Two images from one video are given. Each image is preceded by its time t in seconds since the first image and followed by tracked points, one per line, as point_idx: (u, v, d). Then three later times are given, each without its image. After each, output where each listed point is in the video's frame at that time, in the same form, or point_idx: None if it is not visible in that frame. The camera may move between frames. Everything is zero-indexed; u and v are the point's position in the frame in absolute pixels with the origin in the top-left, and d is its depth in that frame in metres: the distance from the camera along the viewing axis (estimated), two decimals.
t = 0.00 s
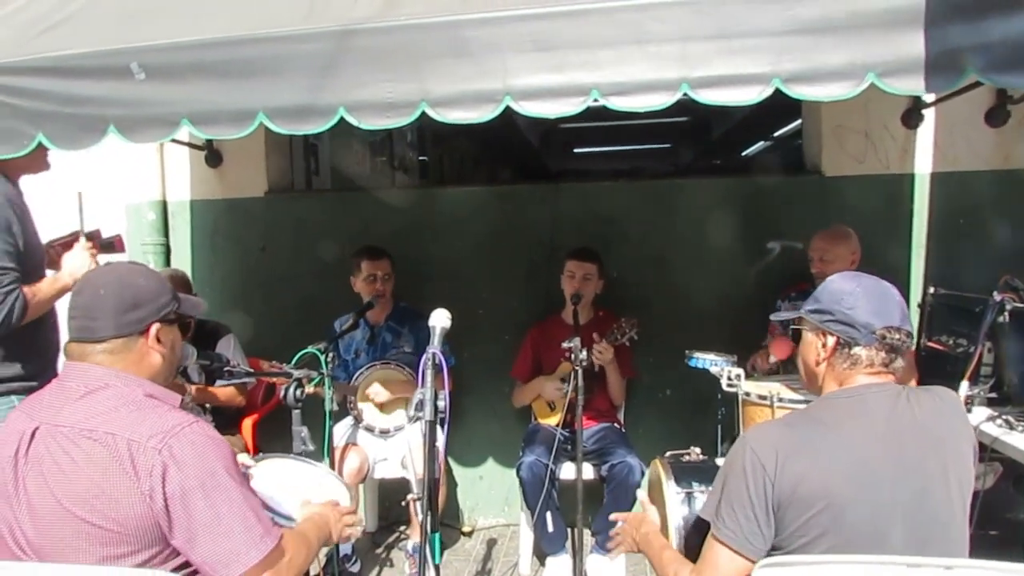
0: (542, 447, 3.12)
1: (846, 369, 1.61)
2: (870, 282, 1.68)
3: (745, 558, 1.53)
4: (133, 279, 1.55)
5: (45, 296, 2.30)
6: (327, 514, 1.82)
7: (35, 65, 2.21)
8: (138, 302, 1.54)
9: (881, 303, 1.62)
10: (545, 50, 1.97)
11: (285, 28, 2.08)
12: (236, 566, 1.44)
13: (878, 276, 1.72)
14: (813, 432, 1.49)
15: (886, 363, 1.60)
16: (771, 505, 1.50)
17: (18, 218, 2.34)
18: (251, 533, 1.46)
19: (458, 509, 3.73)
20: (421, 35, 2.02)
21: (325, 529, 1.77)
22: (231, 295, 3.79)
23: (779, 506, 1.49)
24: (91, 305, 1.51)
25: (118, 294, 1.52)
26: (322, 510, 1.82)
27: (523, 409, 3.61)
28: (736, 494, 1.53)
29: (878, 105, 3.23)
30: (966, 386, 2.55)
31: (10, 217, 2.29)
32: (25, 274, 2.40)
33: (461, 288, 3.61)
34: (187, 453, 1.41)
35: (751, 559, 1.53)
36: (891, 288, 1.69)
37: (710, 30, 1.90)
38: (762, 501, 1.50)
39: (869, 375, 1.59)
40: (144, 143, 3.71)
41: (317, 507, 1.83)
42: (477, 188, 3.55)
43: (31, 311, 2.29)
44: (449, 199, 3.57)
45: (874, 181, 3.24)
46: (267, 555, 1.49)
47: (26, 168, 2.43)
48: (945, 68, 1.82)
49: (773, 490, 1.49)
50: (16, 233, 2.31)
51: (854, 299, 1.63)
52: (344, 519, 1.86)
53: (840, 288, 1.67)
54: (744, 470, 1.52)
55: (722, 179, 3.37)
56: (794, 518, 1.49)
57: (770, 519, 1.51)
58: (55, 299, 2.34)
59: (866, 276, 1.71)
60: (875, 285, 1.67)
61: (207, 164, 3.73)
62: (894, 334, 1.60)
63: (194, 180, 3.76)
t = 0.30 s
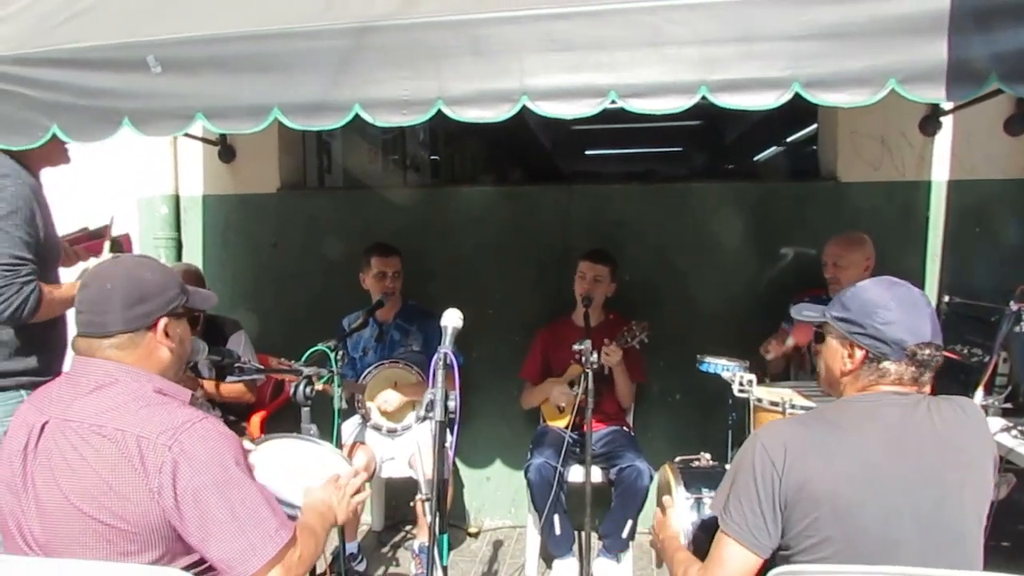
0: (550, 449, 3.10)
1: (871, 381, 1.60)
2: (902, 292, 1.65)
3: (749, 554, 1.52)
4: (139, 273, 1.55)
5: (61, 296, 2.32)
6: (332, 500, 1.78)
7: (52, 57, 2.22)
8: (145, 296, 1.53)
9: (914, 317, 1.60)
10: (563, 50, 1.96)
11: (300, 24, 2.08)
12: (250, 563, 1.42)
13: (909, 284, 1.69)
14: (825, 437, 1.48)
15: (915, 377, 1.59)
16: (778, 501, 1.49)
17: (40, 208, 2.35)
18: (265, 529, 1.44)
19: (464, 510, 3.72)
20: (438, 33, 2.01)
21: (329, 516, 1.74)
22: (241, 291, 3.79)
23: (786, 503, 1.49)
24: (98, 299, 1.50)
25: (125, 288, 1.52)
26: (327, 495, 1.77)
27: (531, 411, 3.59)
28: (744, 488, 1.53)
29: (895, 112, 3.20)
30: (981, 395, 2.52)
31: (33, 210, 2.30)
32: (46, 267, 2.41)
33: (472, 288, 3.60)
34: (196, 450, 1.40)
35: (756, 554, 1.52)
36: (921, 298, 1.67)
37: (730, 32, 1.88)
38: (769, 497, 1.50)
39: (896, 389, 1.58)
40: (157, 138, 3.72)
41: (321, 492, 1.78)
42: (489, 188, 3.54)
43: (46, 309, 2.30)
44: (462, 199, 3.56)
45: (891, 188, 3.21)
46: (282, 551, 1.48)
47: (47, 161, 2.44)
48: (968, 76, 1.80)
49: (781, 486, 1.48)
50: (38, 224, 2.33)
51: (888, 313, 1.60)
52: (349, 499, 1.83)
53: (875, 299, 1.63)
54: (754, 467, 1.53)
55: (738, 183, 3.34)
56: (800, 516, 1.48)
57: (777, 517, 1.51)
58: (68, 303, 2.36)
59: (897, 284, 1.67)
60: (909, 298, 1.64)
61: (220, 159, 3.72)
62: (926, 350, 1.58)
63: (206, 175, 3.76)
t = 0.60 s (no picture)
0: (552, 447, 3.09)
1: (880, 376, 1.59)
2: (904, 286, 1.64)
3: (764, 557, 1.50)
4: (136, 278, 1.54)
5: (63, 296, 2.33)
6: (337, 505, 1.82)
7: (46, 59, 2.21)
8: (142, 301, 1.53)
9: (918, 310, 1.60)
10: (559, 45, 1.95)
11: (294, 23, 2.07)
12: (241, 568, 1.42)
13: (909, 278, 1.69)
14: (829, 435, 1.46)
15: (922, 371, 1.58)
16: (790, 503, 1.47)
17: (35, 210, 2.34)
18: (255, 534, 1.45)
19: (468, 509, 3.71)
20: (434, 30, 2.00)
21: (331, 523, 1.77)
22: (241, 293, 3.78)
23: (799, 504, 1.47)
24: (93, 304, 1.50)
25: (121, 293, 1.51)
26: (333, 500, 1.82)
27: (533, 408, 3.58)
28: (755, 490, 1.51)
29: (895, 104, 3.19)
30: (983, 386, 2.50)
31: (29, 212, 2.29)
32: (43, 270, 2.41)
33: (472, 286, 3.59)
34: (189, 454, 1.40)
35: (772, 559, 1.50)
36: (922, 291, 1.66)
37: (727, 25, 1.87)
38: (781, 499, 1.48)
39: (904, 383, 1.57)
40: (155, 140, 3.72)
41: (328, 496, 1.82)
42: (488, 186, 3.53)
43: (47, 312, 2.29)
44: (460, 197, 3.55)
45: (890, 180, 3.20)
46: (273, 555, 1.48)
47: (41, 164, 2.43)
48: (966, 66, 1.79)
49: (793, 488, 1.46)
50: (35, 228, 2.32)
51: (892, 308, 1.59)
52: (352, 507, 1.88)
53: (878, 295, 1.62)
54: (763, 469, 1.51)
55: (739, 178, 3.33)
56: (814, 515, 1.46)
57: (790, 519, 1.49)
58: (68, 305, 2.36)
59: (898, 278, 1.67)
60: (912, 292, 1.63)
61: (217, 160, 3.72)
62: (932, 343, 1.58)
63: (204, 177, 3.76)
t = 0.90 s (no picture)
0: (546, 442, 3.09)
1: (877, 360, 1.59)
2: (900, 269, 1.64)
3: (749, 531, 1.50)
4: (126, 281, 1.53)
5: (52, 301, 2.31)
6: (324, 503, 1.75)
7: (25, 61, 2.18)
8: (133, 304, 1.51)
9: (914, 293, 1.60)
10: (543, 37, 1.94)
11: (276, 20, 2.05)
12: (239, 568, 1.41)
13: (903, 261, 1.69)
14: (826, 416, 1.46)
15: (919, 355, 1.58)
16: (778, 480, 1.48)
17: (22, 216, 2.31)
18: (253, 532, 1.43)
19: (463, 505, 3.71)
20: (417, 25, 1.99)
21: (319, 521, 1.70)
22: (230, 295, 3.76)
23: (787, 481, 1.47)
24: (84, 308, 1.48)
25: (112, 296, 1.50)
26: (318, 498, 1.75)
27: (526, 404, 3.58)
28: (744, 465, 1.51)
29: (881, 92, 3.19)
30: (973, 371, 2.50)
31: (17, 217, 2.27)
32: (32, 274, 2.38)
33: (462, 283, 3.58)
34: (182, 455, 1.38)
35: (755, 534, 1.51)
36: (916, 274, 1.67)
37: (711, 15, 1.87)
38: (769, 474, 1.48)
39: (901, 367, 1.57)
40: (140, 142, 3.69)
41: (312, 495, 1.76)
42: (476, 181, 3.52)
43: (39, 319, 2.28)
44: (449, 193, 3.54)
45: (878, 169, 3.20)
46: (271, 555, 1.47)
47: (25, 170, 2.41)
48: (951, 52, 1.79)
49: (783, 465, 1.46)
50: (22, 232, 2.29)
51: (890, 291, 1.59)
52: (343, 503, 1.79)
53: (875, 278, 1.62)
54: (754, 445, 1.51)
55: (730, 168, 3.33)
56: (801, 495, 1.47)
57: (777, 496, 1.49)
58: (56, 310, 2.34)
59: (893, 261, 1.67)
60: (908, 274, 1.64)
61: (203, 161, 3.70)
62: (929, 327, 1.59)
63: (191, 178, 3.74)
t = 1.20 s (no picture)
0: (536, 438, 3.09)
1: (854, 359, 1.59)
2: (877, 269, 1.65)
3: (744, 542, 1.50)
4: (114, 276, 1.52)
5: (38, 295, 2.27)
6: (321, 504, 1.78)
7: (12, 52, 2.16)
8: (121, 298, 1.50)
9: (890, 292, 1.60)
10: (535, 33, 1.93)
11: (266, 13, 2.04)
12: (221, 568, 1.40)
13: (882, 261, 1.69)
14: (810, 421, 1.46)
15: (897, 353, 1.58)
16: (769, 488, 1.47)
17: (9, 209, 2.29)
18: (236, 533, 1.43)
19: (453, 501, 3.71)
20: (408, 19, 1.98)
21: (316, 524, 1.73)
22: (220, 289, 3.74)
23: (779, 492, 1.47)
24: (70, 302, 1.47)
25: (99, 290, 1.48)
26: (317, 500, 1.77)
27: (517, 400, 3.58)
28: (734, 477, 1.50)
29: (873, 91, 3.20)
30: (961, 370, 2.51)
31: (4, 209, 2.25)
32: (19, 268, 2.36)
33: (453, 278, 3.57)
34: (167, 452, 1.38)
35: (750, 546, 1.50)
36: (894, 274, 1.67)
37: (703, 12, 1.87)
38: (760, 486, 1.47)
39: (879, 366, 1.57)
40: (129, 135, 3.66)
41: (310, 498, 1.78)
42: (468, 176, 3.51)
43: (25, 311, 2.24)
44: (441, 189, 3.53)
45: (868, 168, 3.21)
46: (253, 557, 1.46)
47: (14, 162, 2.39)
48: (941, 52, 1.79)
49: (773, 475, 1.46)
50: (10, 225, 2.27)
51: (865, 289, 1.60)
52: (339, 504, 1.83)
53: (850, 277, 1.62)
54: (743, 457, 1.49)
55: (721, 166, 3.34)
56: (793, 503, 1.46)
57: (769, 506, 1.48)
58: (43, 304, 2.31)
59: (871, 262, 1.67)
60: (884, 273, 1.64)
61: (194, 155, 3.70)
62: (905, 325, 1.59)
63: (181, 171, 3.71)
